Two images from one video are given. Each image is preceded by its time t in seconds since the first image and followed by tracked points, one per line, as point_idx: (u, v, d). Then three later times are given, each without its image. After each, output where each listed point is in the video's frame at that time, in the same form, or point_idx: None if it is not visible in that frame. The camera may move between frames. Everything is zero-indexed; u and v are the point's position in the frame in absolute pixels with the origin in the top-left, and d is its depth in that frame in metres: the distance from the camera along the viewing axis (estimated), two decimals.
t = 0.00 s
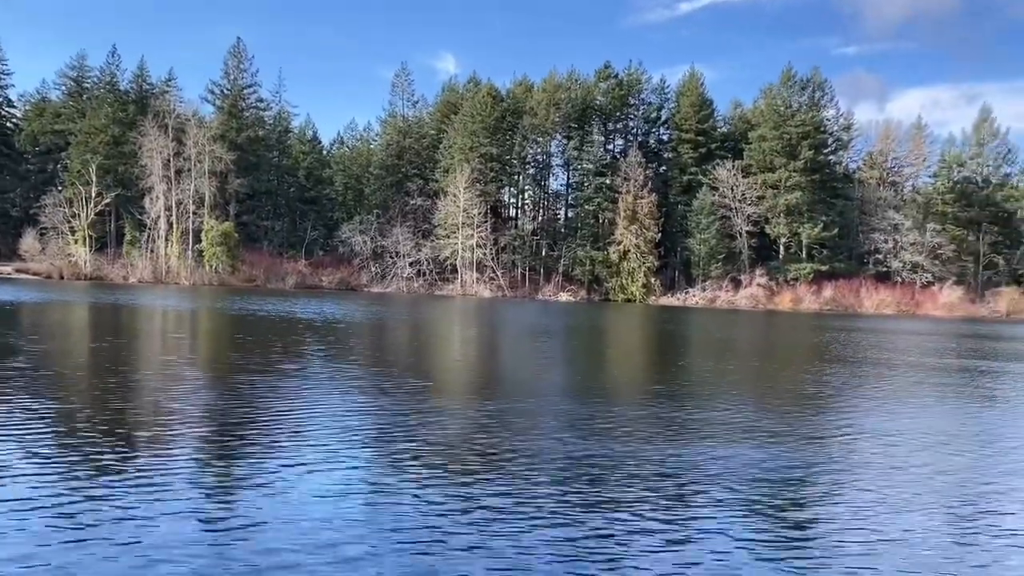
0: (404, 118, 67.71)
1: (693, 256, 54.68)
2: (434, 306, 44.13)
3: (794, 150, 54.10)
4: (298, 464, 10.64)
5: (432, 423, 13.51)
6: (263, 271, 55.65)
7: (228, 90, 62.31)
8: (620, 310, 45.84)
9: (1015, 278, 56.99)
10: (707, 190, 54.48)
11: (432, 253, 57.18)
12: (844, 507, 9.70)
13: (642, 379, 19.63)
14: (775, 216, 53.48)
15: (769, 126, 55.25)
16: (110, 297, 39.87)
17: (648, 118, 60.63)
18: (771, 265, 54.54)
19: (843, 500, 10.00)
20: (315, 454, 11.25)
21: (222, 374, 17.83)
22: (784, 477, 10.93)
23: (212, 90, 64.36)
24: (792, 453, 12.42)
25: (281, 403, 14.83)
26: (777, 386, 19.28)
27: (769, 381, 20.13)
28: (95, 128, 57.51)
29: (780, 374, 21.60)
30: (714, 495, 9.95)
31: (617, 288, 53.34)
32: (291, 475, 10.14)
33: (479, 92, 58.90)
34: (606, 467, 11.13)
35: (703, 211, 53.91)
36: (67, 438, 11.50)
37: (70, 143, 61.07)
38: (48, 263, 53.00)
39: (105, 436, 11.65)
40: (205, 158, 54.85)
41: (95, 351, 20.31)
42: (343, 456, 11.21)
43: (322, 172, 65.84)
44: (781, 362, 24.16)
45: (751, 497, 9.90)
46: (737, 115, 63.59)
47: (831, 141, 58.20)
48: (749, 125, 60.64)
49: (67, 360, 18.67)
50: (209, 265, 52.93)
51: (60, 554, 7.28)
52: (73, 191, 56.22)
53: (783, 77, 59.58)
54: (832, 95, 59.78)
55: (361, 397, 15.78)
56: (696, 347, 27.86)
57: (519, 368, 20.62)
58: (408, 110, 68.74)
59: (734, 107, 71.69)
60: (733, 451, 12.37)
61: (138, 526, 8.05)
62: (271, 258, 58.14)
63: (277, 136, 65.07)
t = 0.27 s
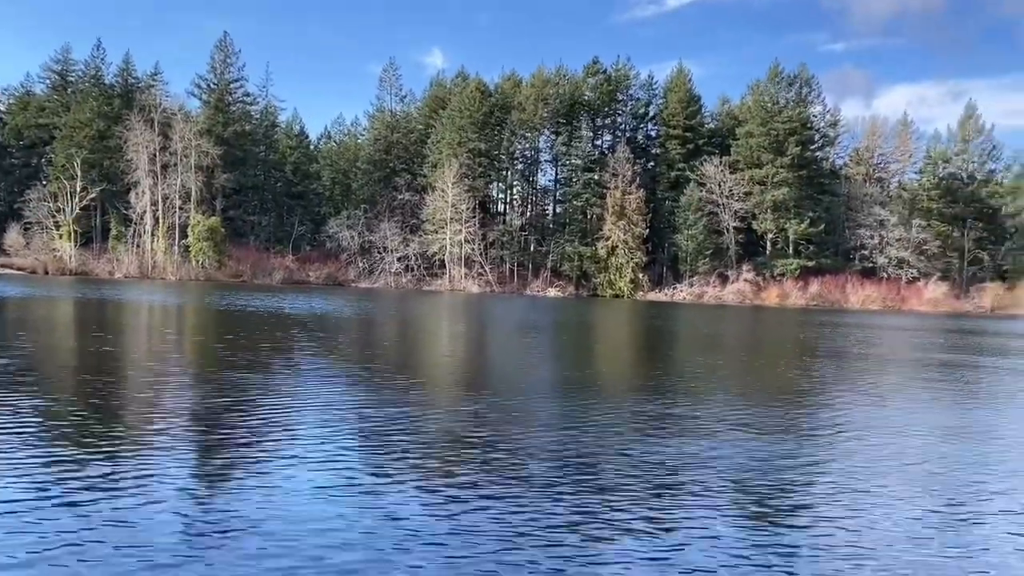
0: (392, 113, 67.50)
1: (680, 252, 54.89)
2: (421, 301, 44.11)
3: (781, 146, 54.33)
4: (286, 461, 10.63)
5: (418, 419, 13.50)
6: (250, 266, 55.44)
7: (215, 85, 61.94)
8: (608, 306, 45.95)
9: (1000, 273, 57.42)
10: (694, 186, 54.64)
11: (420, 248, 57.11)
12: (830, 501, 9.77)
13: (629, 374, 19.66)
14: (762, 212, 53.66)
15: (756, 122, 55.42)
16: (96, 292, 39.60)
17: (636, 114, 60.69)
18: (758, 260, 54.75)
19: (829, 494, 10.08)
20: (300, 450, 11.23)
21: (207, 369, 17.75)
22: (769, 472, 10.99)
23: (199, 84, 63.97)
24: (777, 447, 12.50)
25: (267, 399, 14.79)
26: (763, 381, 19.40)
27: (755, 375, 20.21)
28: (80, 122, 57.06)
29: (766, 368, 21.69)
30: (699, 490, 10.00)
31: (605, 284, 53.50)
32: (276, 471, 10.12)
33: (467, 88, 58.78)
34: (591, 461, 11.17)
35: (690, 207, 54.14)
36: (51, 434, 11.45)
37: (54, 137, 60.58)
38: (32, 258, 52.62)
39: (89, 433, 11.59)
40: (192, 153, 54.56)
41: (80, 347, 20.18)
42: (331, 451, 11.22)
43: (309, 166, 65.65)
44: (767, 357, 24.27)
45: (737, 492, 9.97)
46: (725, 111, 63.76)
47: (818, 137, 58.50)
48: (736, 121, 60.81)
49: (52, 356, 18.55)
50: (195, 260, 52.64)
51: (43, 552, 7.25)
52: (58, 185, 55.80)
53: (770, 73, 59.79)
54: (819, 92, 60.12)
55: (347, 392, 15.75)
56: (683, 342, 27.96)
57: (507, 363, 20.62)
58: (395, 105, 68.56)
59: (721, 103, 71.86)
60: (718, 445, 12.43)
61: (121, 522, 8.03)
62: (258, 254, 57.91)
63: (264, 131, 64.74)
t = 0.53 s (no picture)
0: (380, 108, 67.28)
1: (668, 248, 55.02)
2: (409, 298, 44.04)
3: (768, 142, 54.49)
4: (272, 459, 10.50)
5: (406, 416, 13.45)
6: (236, 262, 55.16)
7: (201, 80, 61.50)
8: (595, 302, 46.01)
9: (984, 270, 57.85)
10: (682, 183, 54.72)
11: (408, 244, 57.00)
12: (820, 498, 9.73)
13: (617, 370, 19.65)
14: (749, 209, 53.80)
15: (743, 119, 55.53)
16: (81, 288, 39.30)
17: (624, 110, 60.70)
18: (745, 257, 54.92)
19: (820, 491, 10.04)
20: (288, 447, 11.16)
21: (194, 366, 17.63)
22: (758, 468, 11.01)
23: (185, 79, 63.55)
24: (765, 443, 12.52)
25: (254, 396, 14.71)
26: (751, 376, 19.45)
27: (742, 371, 20.24)
28: (65, 116, 56.58)
29: (754, 365, 21.75)
30: (689, 486, 10.00)
31: (593, 280, 53.62)
32: (264, 468, 10.05)
33: (455, 83, 58.62)
34: (580, 458, 11.15)
35: (677, 203, 54.28)
36: (35, 432, 11.33)
37: (38, 132, 60.08)
38: (16, 253, 52.21)
39: (74, 430, 11.48)
40: (178, 148, 54.21)
41: (64, 343, 20.01)
42: (319, 450, 11.10)
43: (296, 162, 65.41)
44: (754, 353, 24.32)
45: (727, 489, 9.92)
46: (712, 107, 63.86)
47: (805, 134, 58.71)
48: (723, 118, 60.94)
49: (35, 353, 18.38)
50: (182, 255, 52.30)
51: (28, 550, 7.17)
52: (42, 180, 55.34)
53: (757, 70, 60.00)
54: (806, 88, 60.42)
55: (334, 389, 15.68)
56: (671, 337, 28.04)
57: (494, 360, 20.58)
58: (383, 101, 68.35)
59: (709, 100, 72.01)
60: (706, 441, 12.45)
61: (108, 521, 7.95)
62: (245, 249, 57.62)
63: (250, 126, 64.40)
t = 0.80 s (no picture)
0: (367, 104, 66.94)
1: (656, 245, 55.09)
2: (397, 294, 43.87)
3: (755, 140, 54.57)
4: (261, 456, 10.42)
5: (397, 413, 13.33)
6: (223, 259, 54.80)
7: (187, 75, 60.96)
8: (584, 299, 45.96)
9: (969, 267, 58.19)
10: (670, 179, 54.72)
11: (396, 241, 56.81)
12: (810, 493, 9.73)
13: (606, 367, 19.59)
14: (737, 205, 53.85)
15: (730, 116, 55.57)
16: (66, 285, 38.91)
17: (612, 107, 60.59)
18: (732, 253, 54.99)
19: (808, 486, 10.04)
20: (278, 445, 11.03)
21: (181, 364, 17.44)
22: (751, 464, 10.96)
23: (170, 74, 63.04)
24: (757, 439, 12.48)
25: (243, 394, 14.55)
26: (739, 373, 19.52)
27: (732, 368, 20.22)
28: (49, 112, 56.01)
29: (743, 361, 21.74)
30: (683, 482, 9.93)
31: (581, 276, 53.65)
32: (254, 467, 9.91)
33: (443, 79, 58.40)
34: (573, 455, 11.07)
35: (665, 200, 54.34)
36: (21, 431, 11.14)
37: (21, 128, 59.43)
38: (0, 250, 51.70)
39: (60, 429, 11.31)
40: (163, 143, 53.73)
41: (49, 341, 19.77)
42: (308, 446, 11.02)
43: (282, 158, 65.07)
44: (743, 350, 24.32)
45: (718, 484, 9.89)
46: (700, 104, 63.91)
47: (792, 131, 58.87)
48: (711, 115, 60.99)
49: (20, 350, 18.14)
50: (167, 252, 51.86)
51: (14, 550, 7.03)
52: (25, 176, 54.77)
53: (744, 67, 60.09)
54: (793, 86, 60.61)
55: (324, 387, 15.54)
56: (659, 335, 28.07)
57: (484, 357, 20.48)
58: (371, 97, 68.06)
59: (697, 97, 72.08)
60: (699, 438, 12.39)
61: (95, 521, 7.81)
62: (231, 246, 57.25)
63: (237, 122, 63.98)
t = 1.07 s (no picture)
0: (354, 101, 66.72)
1: (643, 243, 55.22)
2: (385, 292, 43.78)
3: (742, 138, 54.70)
4: (245, 456, 10.30)
5: (382, 410, 13.32)
6: (209, 257, 54.48)
7: (173, 71, 60.53)
8: (572, 296, 46.01)
9: (954, 264, 58.60)
10: (657, 177, 54.78)
11: (383, 238, 56.71)
12: (797, 492, 9.71)
13: (592, 365, 19.62)
14: (724, 203, 54.02)
15: (718, 114, 55.69)
16: (49, 283, 38.60)
17: (600, 105, 60.52)
18: (719, 251, 55.14)
19: (795, 485, 10.02)
20: (262, 443, 10.99)
21: (165, 362, 17.34)
22: (733, 460, 11.02)
23: (156, 70, 62.61)
24: (740, 436, 12.55)
25: (227, 392, 14.50)
26: (725, 370, 19.59)
27: (717, 365, 20.31)
28: (33, 108, 55.51)
29: (728, 359, 21.82)
30: (666, 478, 9.98)
31: (569, 274, 53.73)
32: (237, 464, 9.88)
33: (431, 76, 58.28)
34: (557, 452, 11.10)
35: (653, 198, 54.44)
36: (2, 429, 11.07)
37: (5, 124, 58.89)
38: None
39: (42, 427, 11.23)
40: (149, 140, 53.35)
41: (32, 339, 19.61)
42: (293, 446, 10.91)
43: (269, 155, 64.83)
44: (728, 347, 24.41)
45: (706, 483, 9.84)
46: (687, 102, 64.04)
47: (779, 130, 59.11)
48: (698, 113, 61.12)
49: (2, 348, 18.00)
50: (153, 249, 51.49)
51: None
52: (9, 172, 54.29)
53: (731, 66, 60.31)
54: (779, 85, 60.83)
55: (308, 384, 15.52)
56: (646, 332, 28.14)
57: (470, 354, 20.48)
58: (358, 94, 67.84)
59: (684, 95, 72.27)
60: (683, 434, 12.45)
61: (75, 519, 7.77)
62: (218, 244, 56.97)
63: (223, 118, 63.64)
